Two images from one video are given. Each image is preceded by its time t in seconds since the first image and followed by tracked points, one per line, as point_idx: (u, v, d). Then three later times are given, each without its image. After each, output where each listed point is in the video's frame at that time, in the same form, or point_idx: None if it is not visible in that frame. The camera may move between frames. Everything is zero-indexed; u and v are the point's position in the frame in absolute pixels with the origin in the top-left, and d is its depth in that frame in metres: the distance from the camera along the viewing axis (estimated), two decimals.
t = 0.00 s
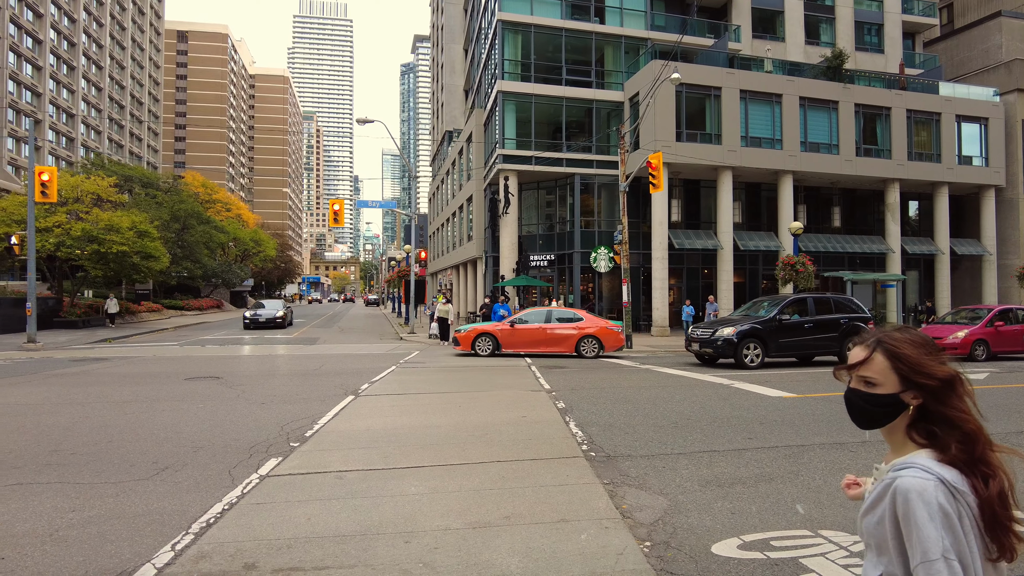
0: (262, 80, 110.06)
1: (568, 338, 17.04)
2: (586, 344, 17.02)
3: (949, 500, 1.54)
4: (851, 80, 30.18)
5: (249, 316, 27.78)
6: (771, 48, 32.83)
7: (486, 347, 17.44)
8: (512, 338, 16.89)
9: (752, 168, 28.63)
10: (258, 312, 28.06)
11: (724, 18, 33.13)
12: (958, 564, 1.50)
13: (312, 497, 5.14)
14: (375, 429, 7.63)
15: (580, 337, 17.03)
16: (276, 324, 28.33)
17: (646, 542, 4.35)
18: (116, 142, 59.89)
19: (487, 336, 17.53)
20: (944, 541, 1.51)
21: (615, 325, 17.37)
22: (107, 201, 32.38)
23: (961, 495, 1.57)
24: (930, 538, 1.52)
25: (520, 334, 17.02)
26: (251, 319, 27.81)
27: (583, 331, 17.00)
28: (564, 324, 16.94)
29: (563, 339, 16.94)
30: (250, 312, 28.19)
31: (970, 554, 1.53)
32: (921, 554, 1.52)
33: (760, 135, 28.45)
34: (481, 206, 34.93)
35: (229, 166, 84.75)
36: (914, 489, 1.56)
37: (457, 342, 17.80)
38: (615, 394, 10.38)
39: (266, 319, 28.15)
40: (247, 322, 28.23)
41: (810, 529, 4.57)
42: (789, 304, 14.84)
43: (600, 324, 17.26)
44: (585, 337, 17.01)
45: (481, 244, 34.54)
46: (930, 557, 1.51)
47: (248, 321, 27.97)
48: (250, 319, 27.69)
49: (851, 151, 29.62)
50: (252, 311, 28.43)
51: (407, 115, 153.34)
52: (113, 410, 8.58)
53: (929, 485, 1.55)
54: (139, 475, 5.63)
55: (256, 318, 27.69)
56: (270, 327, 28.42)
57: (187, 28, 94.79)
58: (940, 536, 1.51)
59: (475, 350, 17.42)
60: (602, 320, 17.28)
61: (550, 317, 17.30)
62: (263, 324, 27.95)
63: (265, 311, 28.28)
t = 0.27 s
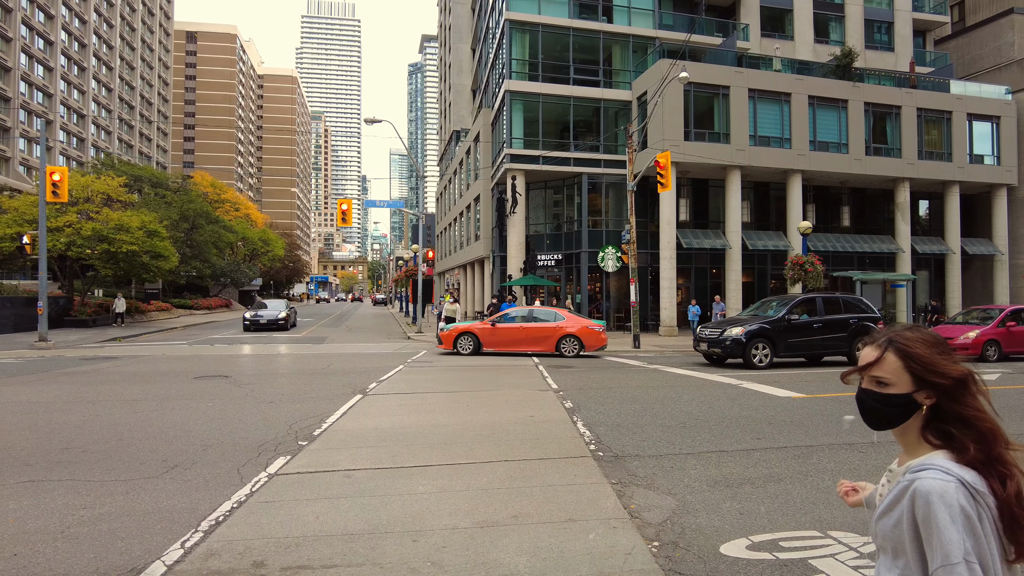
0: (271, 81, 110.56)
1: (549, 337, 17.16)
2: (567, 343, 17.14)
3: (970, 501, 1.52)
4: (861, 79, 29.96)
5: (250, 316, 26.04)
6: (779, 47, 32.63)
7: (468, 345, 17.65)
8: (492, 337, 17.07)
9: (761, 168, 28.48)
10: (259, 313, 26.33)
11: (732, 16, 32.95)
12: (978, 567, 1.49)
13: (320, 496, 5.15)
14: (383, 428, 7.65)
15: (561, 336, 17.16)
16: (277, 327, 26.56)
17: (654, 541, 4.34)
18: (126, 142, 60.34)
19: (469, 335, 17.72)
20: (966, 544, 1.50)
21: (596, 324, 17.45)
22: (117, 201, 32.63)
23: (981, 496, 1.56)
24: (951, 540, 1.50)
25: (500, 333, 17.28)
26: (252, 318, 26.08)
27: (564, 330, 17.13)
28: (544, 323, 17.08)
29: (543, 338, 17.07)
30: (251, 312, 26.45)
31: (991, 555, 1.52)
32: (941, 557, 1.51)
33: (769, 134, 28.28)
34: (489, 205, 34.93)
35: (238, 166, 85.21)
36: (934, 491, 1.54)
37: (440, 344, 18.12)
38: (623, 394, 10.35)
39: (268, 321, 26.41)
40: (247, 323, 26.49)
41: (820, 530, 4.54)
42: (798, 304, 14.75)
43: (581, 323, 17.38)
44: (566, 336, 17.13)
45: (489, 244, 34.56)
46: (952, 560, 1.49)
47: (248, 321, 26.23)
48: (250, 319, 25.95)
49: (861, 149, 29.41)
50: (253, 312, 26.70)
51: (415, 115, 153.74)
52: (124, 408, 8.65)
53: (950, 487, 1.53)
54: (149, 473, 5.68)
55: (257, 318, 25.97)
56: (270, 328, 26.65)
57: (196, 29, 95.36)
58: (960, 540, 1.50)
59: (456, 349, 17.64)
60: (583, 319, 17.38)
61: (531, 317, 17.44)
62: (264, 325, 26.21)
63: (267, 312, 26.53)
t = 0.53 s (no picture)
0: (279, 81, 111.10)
1: (529, 336, 17.25)
2: (546, 343, 17.17)
3: (982, 503, 1.51)
4: (871, 77, 29.72)
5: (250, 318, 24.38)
6: (789, 45, 32.40)
7: (451, 344, 17.96)
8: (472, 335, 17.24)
9: (770, 167, 28.30)
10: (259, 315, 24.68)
11: (741, 15, 32.76)
12: (989, 568, 1.47)
13: (329, 494, 5.17)
14: (391, 426, 7.68)
15: (540, 335, 17.19)
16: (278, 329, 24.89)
17: (664, 541, 4.32)
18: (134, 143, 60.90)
19: (452, 333, 18.05)
20: (977, 545, 1.48)
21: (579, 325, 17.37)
22: (128, 201, 32.84)
23: (995, 497, 1.54)
24: (961, 541, 1.49)
25: (480, 332, 17.51)
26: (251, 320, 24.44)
27: (543, 330, 17.15)
28: (523, 322, 17.18)
29: (523, 337, 17.16)
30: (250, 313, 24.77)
31: (1004, 557, 1.50)
32: (953, 557, 1.50)
33: (778, 133, 28.10)
34: (497, 205, 34.93)
35: (247, 166, 85.73)
36: (946, 492, 1.53)
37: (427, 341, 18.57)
38: (631, 394, 10.31)
39: (268, 323, 24.69)
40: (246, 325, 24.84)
41: (830, 531, 4.50)
42: (807, 303, 14.64)
43: (562, 323, 17.35)
44: (546, 335, 17.15)
45: (497, 243, 34.59)
46: (963, 561, 1.48)
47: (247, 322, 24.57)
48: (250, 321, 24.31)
49: (871, 148, 29.17)
50: (253, 313, 25.03)
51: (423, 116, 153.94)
52: (134, 407, 8.72)
53: (963, 488, 1.52)
54: (160, 471, 5.72)
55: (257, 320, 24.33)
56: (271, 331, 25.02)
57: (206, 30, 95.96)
58: (972, 541, 1.49)
59: (440, 347, 18.02)
60: (564, 320, 17.35)
61: (514, 316, 17.60)
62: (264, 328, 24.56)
63: (268, 314, 24.85)
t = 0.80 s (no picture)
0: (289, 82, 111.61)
1: (508, 335, 17.49)
2: (525, 341, 17.41)
3: (988, 506, 1.48)
4: (882, 75, 29.47)
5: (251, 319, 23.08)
6: (799, 43, 32.17)
7: (434, 341, 18.31)
8: (453, 333, 17.55)
9: (780, 166, 28.13)
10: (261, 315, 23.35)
11: (751, 13, 32.55)
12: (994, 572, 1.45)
13: (339, 493, 5.20)
14: (400, 425, 7.71)
15: (519, 334, 17.44)
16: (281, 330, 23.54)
17: (674, 541, 4.31)
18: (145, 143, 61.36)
19: (436, 331, 18.37)
20: (981, 548, 1.46)
21: (558, 324, 17.62)
22: (138, 201, 33.06)
23: (1001, 501, 1.51)
24: (966, 545, 1.47)
25: (462, 330, 17.82)
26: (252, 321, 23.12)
27: (521, 329, 17.39)
28: (504, 321, 17.46)
29: (501, 335, 17.45)
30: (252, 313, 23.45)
31: (1012, 563, 1.47)
32: (957, 560, 1.48)
33: (788, 132, 27.93)
34: (505, 204, 34.91)
35: (256, 166, 86.21)
36: (953, 494, 1.52)
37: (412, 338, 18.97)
38: (640, 394, 10.29)
39: (270, 324, 23.33)
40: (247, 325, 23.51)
41: (842, 532, 4.47)
42: (818, 303, 14.54)
43: (541, 322, 17.54)
44: (524, 334, 17.43)
45: (505, 242, 34.59)
46: (966, 564, 1.46)
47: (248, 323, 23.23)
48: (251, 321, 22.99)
49: (882, 146, 28.93)
50: (254, 313, 23.74)
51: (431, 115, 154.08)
52: (146, 405, 8.79)
53: (967, 491, 1.51)
54: (171, 469, 5.76)
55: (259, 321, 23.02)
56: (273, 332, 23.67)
57: (217, 31, 96.55)
58: (977, 544, 1.46)
59: (424, 344, 18.39)
60: (543, 318, 17.54)
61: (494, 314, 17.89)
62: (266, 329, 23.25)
63: (270, 314, 23.51)
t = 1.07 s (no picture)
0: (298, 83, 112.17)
1: (485, 333, 17.72)
2: (501, 340, 17.60)
3: (977, 505, 1.49)
4: (894, 72, 29.19)
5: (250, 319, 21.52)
6: (809, 41, 31.93)
7: (419, 340, 18.72)
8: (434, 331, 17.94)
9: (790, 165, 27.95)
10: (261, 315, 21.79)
11: (760, 11, 32.34)
12: (982, 569, 1.47)
13: (348, 492, 5.22)
14: (409, 425, 7.72)
15: (495, 333, 17.64)
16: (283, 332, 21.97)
17: (683, 542, 4.28)
18: (156, 144, 61.90)
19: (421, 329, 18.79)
20: (971, 545, 1.48)
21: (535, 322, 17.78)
22: (149, 202, 33.35)
23: (994, 501, 1.51)
24: (953, 541, 1.50)
25: (444, 329, 18.18)
26: (252, 322, 21.53)
27: (498, 327, 17.58)
28: (482, 319, 17.68)
29: (479, 334, 17.68)
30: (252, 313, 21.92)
31: (1002, 562, 1.48)
32: (947, 556, 1.52)
33: (798, 131, 27.73)
34: (513, 204, 34.90)
35: (266, 167, 86.71)
36: (943, 492, 1.55)
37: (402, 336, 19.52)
38: (649, 393, 10.24)
39: (272, 324, 21.76)
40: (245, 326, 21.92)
41: (853, 534, 4.43)
42: (828, 302, 14.42)
43: (517, 321, 17.67)
44: (501, 332, 17.64)
45: (514, 242, 34.56)
46: (955, 560, 1.50)
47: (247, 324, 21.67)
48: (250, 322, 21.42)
49: (894, 145, 28.66)
50: (255, 313, 22.11)
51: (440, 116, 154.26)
52: (157, 404, 8.87)
53: (959, 489, 1.52)
54: (182, 468, 5.80)
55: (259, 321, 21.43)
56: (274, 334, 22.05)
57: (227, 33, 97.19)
58: (966, 541, 1.49)
59: (410, 342, 18.85)
60: (519, 317, 17.67)
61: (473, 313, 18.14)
62: (266, 331, 21.68)
63: (271, 314, 21.89)
